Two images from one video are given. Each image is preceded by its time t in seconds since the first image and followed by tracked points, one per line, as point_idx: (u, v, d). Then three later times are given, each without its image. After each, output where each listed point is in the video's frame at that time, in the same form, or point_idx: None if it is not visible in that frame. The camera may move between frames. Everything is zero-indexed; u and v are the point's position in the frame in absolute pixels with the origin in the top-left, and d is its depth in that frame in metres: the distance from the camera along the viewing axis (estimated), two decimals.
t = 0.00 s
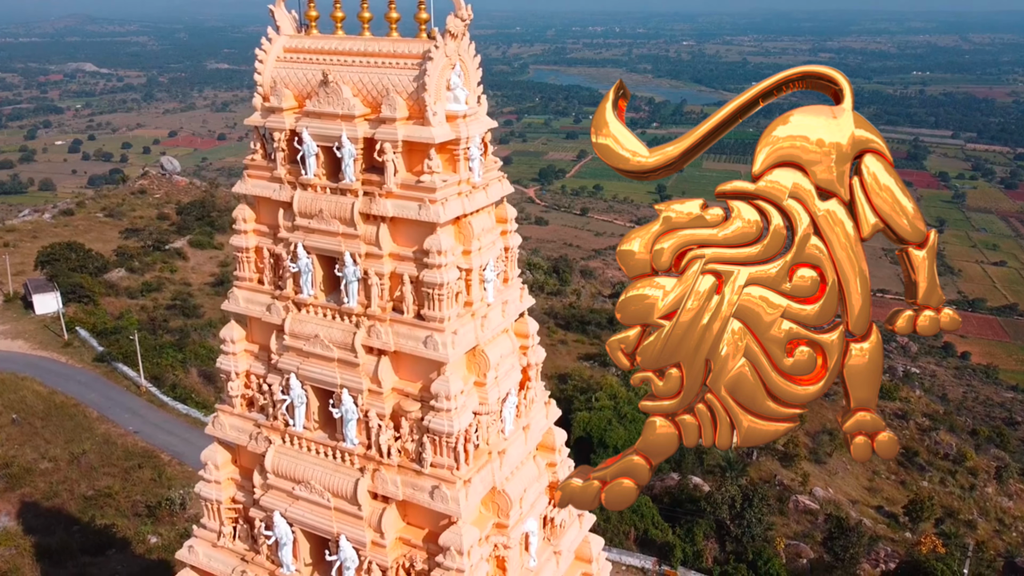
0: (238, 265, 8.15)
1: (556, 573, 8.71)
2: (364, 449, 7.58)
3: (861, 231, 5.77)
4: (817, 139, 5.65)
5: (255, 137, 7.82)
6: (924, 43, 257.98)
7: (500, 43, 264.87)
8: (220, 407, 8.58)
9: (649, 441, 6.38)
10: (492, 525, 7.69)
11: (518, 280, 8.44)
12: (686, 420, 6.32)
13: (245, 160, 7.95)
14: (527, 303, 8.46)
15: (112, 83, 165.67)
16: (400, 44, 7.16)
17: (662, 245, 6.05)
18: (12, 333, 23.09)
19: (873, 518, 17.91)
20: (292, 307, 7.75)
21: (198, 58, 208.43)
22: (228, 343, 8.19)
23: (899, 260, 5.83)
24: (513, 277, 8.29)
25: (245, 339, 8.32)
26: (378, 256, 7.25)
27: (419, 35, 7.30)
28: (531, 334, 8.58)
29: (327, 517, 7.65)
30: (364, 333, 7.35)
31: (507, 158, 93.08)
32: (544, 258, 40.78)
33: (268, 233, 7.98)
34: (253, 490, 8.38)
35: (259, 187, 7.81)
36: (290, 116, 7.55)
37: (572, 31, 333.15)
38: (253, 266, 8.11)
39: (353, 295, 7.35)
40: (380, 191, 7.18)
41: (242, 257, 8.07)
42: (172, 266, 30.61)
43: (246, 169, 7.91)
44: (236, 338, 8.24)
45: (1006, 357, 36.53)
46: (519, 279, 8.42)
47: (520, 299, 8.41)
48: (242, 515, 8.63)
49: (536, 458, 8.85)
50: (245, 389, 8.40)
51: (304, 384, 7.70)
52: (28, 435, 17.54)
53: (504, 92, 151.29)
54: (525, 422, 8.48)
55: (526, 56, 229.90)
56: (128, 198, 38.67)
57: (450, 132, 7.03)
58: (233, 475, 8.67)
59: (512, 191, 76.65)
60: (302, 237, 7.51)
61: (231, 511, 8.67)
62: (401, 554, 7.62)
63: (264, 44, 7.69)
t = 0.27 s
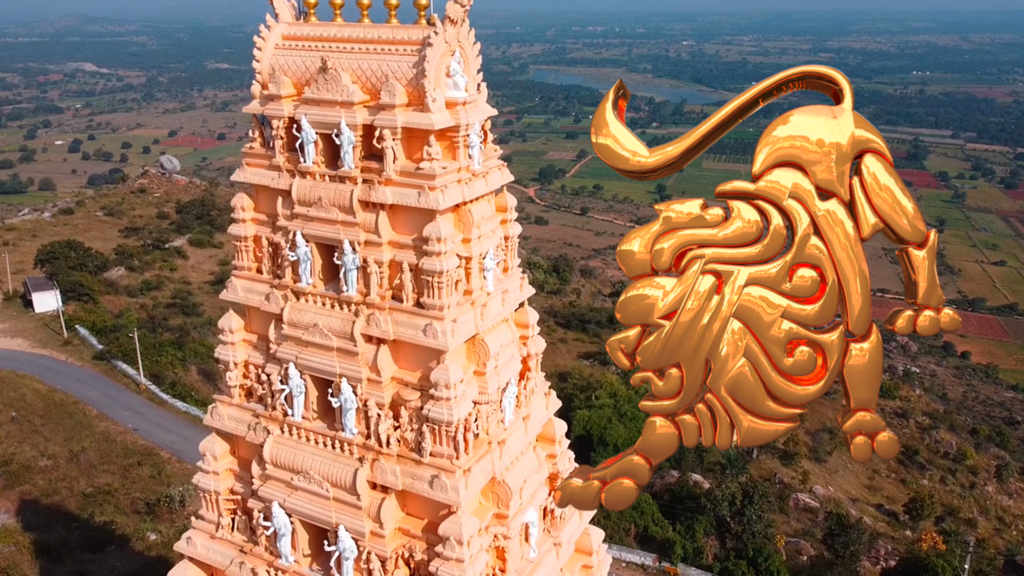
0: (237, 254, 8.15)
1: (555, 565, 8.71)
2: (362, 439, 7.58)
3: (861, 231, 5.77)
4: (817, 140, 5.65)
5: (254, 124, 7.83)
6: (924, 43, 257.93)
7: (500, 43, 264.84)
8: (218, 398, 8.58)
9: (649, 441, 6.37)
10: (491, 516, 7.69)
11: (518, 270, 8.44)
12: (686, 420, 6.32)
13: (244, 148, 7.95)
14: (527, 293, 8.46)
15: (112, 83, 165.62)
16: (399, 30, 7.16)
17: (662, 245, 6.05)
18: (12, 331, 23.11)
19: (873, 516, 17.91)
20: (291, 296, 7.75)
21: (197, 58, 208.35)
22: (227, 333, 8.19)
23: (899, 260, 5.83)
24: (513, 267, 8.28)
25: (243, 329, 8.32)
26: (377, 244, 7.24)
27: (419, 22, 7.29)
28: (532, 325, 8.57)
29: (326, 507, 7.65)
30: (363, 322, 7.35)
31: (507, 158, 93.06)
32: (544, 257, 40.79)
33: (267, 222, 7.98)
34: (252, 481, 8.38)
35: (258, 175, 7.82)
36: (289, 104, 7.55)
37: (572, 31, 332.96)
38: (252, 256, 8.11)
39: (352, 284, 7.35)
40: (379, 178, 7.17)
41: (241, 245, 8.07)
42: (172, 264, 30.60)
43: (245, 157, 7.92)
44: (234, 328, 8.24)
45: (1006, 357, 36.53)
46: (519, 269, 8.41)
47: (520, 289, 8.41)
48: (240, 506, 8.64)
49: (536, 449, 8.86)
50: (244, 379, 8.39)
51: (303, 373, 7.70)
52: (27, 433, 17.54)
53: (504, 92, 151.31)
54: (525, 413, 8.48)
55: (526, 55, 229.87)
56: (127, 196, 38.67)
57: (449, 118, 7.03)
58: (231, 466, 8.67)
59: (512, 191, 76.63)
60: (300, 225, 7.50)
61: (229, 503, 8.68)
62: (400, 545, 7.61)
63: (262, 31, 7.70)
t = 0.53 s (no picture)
0: (236, 243, 8.16)
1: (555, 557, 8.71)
2: (362, 428, 7.57)
3: (861, 231, 5.77)
4: (817, 140, 5.65)
5: (253, 112, 7.84)
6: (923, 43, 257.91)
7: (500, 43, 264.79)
8: (217, 388, 8.58)
9: (649, 441, 6.37)
10: (492, 506, 7.70)
11: (518, 259, 8.43)
12: (686, 421, 6.32)
13: (243, 136, 7.95)
14: (527, 282, 8.45)
15: (112, 83, 165.59)
16: (398, 16, 7.16)
17: (663, 245, 6.05)
18: (12, 330, 23.16)
19: (874, 514, 17.91)
20: (290, 285, 7.75)
21: (197, 58, 208.35)
22: (226, 322, 8.18)
23: (899, 261, 5.83)
24: (513, 255, 8.29)
25: (242, 319, 8.33)
26: (376, 231, 7.23)
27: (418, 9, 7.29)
28: (532, 315, 8.57)
29: (326, 496, 7.64)
30: (362, 310, 7.35)
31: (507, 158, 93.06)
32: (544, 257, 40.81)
33: (265, 210, 7.98)
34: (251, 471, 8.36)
35: (257, 163, 7.82)
36: (287, 91, 7.56)
37: (572, 31, 332.52)
38: (251, 244, 8.11)
39: (351, 272, 7.34)
40: (379, 165, 7.16)
41: (239, 234, 8.08)
42: (171, 263, 30.60)
43: (244, 145, 7.92)
44: (233, 317, 8.23)
45: (1006, 356, 36.54)
46: (519, 258, 8.41)
47: (520, 278, 8.40)
48: (239, 497, 8.65)
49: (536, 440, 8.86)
50: (243, 369, 8.40)
51: (302, 362, 7.70)
52: (27, 430, 17.55)
53: (504, 92, 151.34)
54: (525, 403, 8.48)
55: (526, 55, 229.85)
56: (127, 195, 38.68)
57: (449, 105, 7.03)
58: (230, 457, 8.67)
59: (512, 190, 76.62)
60: (299, 213, 7.50)
61: (228, 494, 8.68)
62: (400, 535, 7.60)
63: (261, 19, 7.72)
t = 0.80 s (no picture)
0: (235, 232, 8.16)
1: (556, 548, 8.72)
2: (361, 417, 7.56)
3: (861, 231, 5.76)
4: (817, 140, 5.65)
5: (252, 100, 7.85)
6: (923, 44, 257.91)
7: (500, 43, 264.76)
8: (216, 378, 8.59)
9: (649, 441, 6.37)
10: (492, 496, 7.70)
11: (518, 249, 8.43)
12: (686, 421, 6.32)
13: (242, 124, 7.96)
14: (527, 272, 8.45)
15: (112, 82, 165.57)
16: (397, 3, 7.17)
17: (662, 245, 6.05)
18: (11, 328, 23.16)
19: (874, 513, 17.91)
20: (289, 273, 7.77)
21: (197, 57, 208.32)
22: (224, 312, 8.18)
23: (899, 261, 5.83)
24: (513, 245, 8.29)
25: (241, 308, 8.33)
26: (376, 219, 7.22)
27: None
28: (532, 305, 8.57)
29: (325, 486, 7.64)
30: (362, 298, 7.35)
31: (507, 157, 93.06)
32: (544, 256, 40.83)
33: (264, 199, 7.98)
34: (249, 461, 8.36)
35: (256, 151, 7.82)
36: (286, 78, 7.57)
37: (571, 31, 332.96)
38: (249, 233, 8.12)
39: (350, 260, 7.34)
40: (378, 152, 7.16)
41: (238, 223, 8.09)
42: (171, 261, 30.59)
43: (242, 134, 7.92)
44: (231, 307, 8.24)
45: (1006, 355, 36.55)
46: (519, 248, 8.41)
47: (520, 268, 8.40)
48: (238, 487, 8.66)
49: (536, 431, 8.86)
50: (241, 358, 8.40)
51: (301, 351, 7.70)
52: (26, 428, 17.55)
53: (504, 92, 151.35)
54: (525, 393, 8.48)
55: (526, 55, 229.81)
56: (127, 195, 38.69)
57: (448, 91, 7.03)
58: (229, 448, 8.68)
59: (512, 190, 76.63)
60: (298, 200, 7.51)
61: (227, 485, 8.69)
62: (399, 525, 7.59)
63: (260, 7, 7.75)
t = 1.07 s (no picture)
0: (234, 221, 8.17)
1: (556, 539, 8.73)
2: (360, 406, 7.56)
3: (861, 231, 5.76)
4: (817, 140, 5.65)
5: (251, 86, 7.87)
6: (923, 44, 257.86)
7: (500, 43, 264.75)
8: (215, 368, 8.59)
9: (649, 441, 6.37)
10: (492, 485, 7.70)
11: (518, 237, 8.43)
12: (686, 420, 6.32)
13: (241, 112, 7.98)
14: (528, 261, 8.45)
15: (111, 82, 165.56)
16: None
17: (662, 245, 6.05)
18: (11, 326, 23.18)
19: (874, 511, 17.90)
20: (288, 261, 7.78)
21: (197, 57, 208.28)
22: (223, 301, 8.19)
23: (898, 261, 5.84)
24: (513, 234, 8.28)
25: (240, 297, 8.34)
26: (375, 206, 7.22)
27: None
28: (533, 293, 8.56)
29: (324, 476, 7.64)
30: (361, 286, 7.36)
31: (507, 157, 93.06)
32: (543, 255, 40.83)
33: (263, 186, 7.99)
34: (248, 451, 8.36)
35: (255, 138, 7.82)
36: (285, 64, 7.58)
37: (570, 31, 332.95)
38: (248, 221, 8.12)
39: (349, 247, 7.35)
40: (377, 138, 7.16)
41: (237, 211, 8.09)
42: (171, 260, 30.59)
43: (241, 122, 7.93)
44: (230, 296, 8.24)
45: (1006, 355, 36.57)
46: (519, 237, 8.41)
47: (520, 256, 8.39)
48: (236, 478, 8.66)
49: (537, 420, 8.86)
50: (240, 348, 8.41)
51: (300, 340, 7.70)
52: (25, 426, 17.56)
53: (504, 92, 151.36)
54: (525, 382, 8.48)
55: (526, 55, 229.78)
56: (127, 194, 38.69)
57: (448, 77, 7.03)
58: (227, 438, 8.69)
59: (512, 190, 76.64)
60: (297, 187, 7.51)
61: (225, 475, 8.69)
62: (399, 514, 7.60)
63: None
